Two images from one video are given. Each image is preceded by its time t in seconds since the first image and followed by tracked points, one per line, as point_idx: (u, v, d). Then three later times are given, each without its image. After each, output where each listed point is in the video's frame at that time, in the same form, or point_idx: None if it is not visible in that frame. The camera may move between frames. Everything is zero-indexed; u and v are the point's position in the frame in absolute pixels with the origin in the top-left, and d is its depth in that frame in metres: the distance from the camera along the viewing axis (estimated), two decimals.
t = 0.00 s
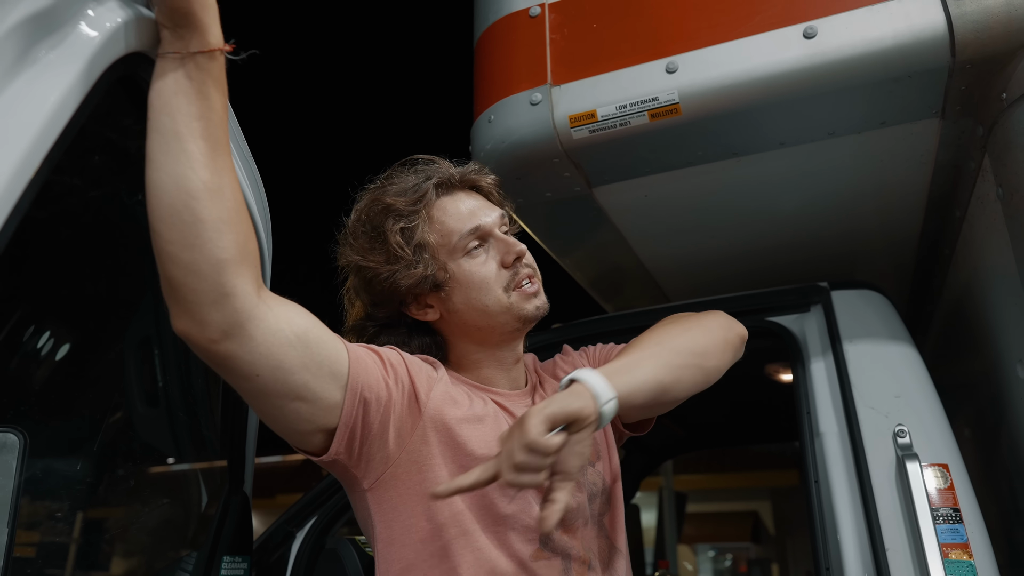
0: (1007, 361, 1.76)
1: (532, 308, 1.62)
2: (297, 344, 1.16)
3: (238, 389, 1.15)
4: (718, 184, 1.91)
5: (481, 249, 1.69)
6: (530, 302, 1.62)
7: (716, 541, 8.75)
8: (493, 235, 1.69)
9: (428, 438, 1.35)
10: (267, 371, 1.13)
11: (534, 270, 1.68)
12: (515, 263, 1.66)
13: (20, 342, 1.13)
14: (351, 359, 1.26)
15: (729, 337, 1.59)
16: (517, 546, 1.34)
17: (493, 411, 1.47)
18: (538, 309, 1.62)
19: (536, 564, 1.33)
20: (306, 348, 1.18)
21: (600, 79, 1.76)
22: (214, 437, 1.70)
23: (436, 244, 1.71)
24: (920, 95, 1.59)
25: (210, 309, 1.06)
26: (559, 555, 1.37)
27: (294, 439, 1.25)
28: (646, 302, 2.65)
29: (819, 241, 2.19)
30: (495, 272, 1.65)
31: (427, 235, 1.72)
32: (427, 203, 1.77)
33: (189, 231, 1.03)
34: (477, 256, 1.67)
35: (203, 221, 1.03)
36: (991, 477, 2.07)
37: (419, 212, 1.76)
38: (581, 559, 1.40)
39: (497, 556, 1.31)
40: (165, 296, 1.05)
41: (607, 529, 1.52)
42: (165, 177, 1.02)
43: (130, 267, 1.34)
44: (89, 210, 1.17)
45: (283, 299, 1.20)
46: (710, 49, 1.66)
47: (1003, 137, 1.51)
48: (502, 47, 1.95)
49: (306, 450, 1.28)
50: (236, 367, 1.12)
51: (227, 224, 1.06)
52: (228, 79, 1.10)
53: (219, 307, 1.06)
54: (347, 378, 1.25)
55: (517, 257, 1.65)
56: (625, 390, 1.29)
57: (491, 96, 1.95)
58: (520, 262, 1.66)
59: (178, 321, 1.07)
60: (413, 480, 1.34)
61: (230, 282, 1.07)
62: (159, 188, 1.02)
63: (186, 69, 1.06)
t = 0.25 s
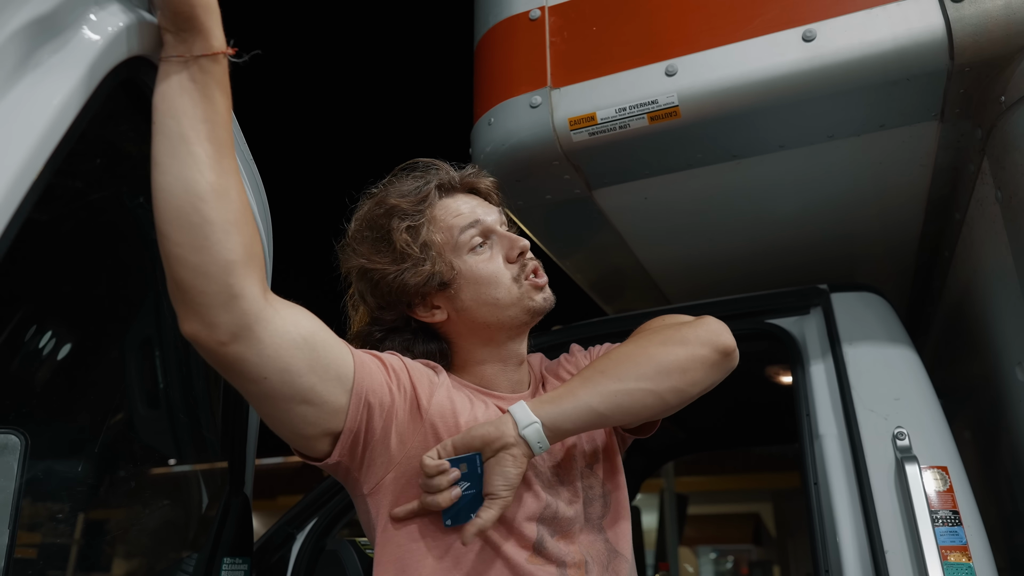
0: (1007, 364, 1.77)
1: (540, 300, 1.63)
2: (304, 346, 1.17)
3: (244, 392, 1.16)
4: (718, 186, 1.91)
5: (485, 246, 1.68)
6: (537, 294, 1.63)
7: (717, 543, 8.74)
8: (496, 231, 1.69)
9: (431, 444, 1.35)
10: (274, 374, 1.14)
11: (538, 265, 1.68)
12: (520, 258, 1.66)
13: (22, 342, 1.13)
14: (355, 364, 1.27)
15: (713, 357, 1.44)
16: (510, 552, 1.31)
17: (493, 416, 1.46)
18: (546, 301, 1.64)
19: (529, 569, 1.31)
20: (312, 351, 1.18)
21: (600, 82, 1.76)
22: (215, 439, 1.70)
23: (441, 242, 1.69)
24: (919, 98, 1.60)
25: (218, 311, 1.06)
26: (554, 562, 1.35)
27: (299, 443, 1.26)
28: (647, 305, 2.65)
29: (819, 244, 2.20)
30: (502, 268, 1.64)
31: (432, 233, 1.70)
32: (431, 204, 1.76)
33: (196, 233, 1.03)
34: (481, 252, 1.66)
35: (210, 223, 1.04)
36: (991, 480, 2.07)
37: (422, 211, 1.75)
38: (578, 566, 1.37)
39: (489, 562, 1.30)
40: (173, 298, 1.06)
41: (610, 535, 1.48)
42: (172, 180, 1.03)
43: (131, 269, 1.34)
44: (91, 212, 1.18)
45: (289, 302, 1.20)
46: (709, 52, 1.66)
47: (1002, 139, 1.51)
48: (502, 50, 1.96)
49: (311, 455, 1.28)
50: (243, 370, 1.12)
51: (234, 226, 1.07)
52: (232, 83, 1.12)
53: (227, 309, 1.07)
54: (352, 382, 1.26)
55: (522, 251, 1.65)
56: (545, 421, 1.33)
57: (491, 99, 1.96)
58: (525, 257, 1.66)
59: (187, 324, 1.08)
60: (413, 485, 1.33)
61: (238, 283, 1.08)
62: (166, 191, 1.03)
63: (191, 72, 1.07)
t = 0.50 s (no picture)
0: (1005, 366, 1.77)
1: (545, 296, 1.62)
2: (304, 349, 1.18)
3: (245, 392, 1.17)
4: (717, 188, 1.92)
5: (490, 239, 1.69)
6: (543, 290, 1.63)
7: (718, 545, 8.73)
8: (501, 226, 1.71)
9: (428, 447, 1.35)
10: (274, 376, 1.15)
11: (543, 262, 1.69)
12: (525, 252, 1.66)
13: (23, 341, 1.13)
14: (355, 368, 1.28)
15: (704, 351, 1.40)
16: (504, 556, 1.30)
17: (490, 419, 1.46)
18: (551, 298, 1.63)
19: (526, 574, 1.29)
20: (312, 353, 1.19)
21: (599, 84, 1.76)
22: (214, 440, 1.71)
23: (447, 234, 1.71)
24: (918, 101, 1.60)
25: (219, 313, 1.07)
26: (549, 567, 1.32)
27: (300, 444, 1.26)
28: (646, 307, 2.66)
29: (818, 247, 2.20)
30: (507, 260, 1.64)
31: (439, 226, 1.72)
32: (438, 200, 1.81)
33: (196, 237, 1.04)
34: (486, 244, 1.68)
35: (210, 227, 1.05)
36: (990, 483, 2.07)
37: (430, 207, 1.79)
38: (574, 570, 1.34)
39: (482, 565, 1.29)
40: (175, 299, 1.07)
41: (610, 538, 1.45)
42: (172, 184, 1.03)
43: (131, 271, 1.35)
44: (91, 214, 1.18)
45: (291, 304, 1.21)
46: (707, 55, 1.67)
47: (1000, 142, 1.52)
48: (501, 53, 1.96)
49: (311, 457, 1.29)
50: (244, 371, 1.13)
51: (234, 230, 1.07)
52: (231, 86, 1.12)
53: (228, 311, 1.08)
54: (352, 387, 1.26)
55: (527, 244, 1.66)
56: (531, 417, 1.33)
57: (490, 101, 1.96)
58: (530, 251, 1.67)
59: (190, 325, 1.09)
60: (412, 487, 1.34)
61: (238, 286, 1.08)
62: (167, 195, 1.04)
63: (189, 77, 1.07)
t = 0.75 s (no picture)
0: (1002, 368, 1.77)
1: (556, 289, 1.63)
2: (317, 346, 1.18)
3: (258, 394, 1.16)
4: (715, 190, 1.92)
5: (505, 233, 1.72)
6: (554, 283, 1.64)
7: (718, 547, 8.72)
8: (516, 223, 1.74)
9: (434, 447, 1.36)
10: (288, 374, 1.15)
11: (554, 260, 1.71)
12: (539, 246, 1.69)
13: (19, 343, 1.13)
14: (365, 367, 1.29)
15: (709, 352, 1.40)
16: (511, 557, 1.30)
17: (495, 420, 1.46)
18: (561, 292, 1.63)
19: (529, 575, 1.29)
20: (325, 351, 1.19)
21: (598, 85, 1.77)
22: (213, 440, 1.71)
23: (465, 223, 1.74)
24: (915, 102, 1.61)
25: (236, 311, 1.07)
26: (554, 568, 1.32)
27: (312, 447, 1.26)
28: (645, 308, 2.66)
29: (816, 249, 2.20)
30: (521, 251, 1.67)
31: (457, 215, 1.76)
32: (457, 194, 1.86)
33: (211, 234, 1.04)
34: (501, 236, 1.71)
35: (225, 224, 1.05)
36: (988, 484, 2.07)
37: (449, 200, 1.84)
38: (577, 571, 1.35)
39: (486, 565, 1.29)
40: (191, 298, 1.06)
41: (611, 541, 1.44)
42: (186, 182, 1.04)
43: (130, 272, 1.35)
44: (90, 215, 1.18)
45: (300, 304, 1.21)
46: (706, 56, 1.67)
47: (997, 143, 1.52)
48: (499, 54, 1.97)
49: (323, 460, 1.28)
50: (259, 371, 1.13)
51: (247, 226, 1.08)
52: (236, 84, 1.13)
53: (244, 309, 1.08)
54: (363, 387, 1.27)
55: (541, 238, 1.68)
56: (537, 419, 1.34)
57: (489, 102, 1.97)
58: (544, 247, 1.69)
59: (205, 325, 1.08)
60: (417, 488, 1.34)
61: (253, 283, 1.09)
62: (181, 194, 1.04)
63: (197, 75, 1.08)
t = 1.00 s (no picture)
0: (997, 366, 1.78)
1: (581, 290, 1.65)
2: (314, 344, 1.18)
3: (255, 391, 1.16)
4: (713, 188, 1.92)
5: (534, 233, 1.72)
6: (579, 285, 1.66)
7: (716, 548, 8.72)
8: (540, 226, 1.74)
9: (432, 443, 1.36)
10: (286, 372, 1.15)
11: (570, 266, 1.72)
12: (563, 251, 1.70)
13: (9, 349, 1.10)
14: (364, 364, 1.29)
15: (701, 341, 1.40)
16: (510, 553, 1.30)
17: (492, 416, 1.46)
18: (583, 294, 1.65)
19: (529, 571, 1.29)
20: (322, 349, 1.20)
21: (594, 85, 1.77)
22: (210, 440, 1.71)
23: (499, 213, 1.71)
24: (910, 101, 1.61)
25: (233, 309, 1.07)
26: (552, 565, 1.32)
27: (308, 445, 1.26)
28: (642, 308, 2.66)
29: (812, 248, 2.21)
30: (551, 252, 1.67)
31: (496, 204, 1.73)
32: (494, 185, 1.82)
33: (208, 232, 1.04)
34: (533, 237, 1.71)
35: (222, 222, 1.05)
36: (984, 483, 2.08)
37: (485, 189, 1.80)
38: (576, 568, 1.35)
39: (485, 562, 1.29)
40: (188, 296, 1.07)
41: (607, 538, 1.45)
42: (184, 180, 1.04)
43: (127, 271, 1.35)
44: (87, 213, 1.18)
45: (296, 301, 1.21)
46: (702, 55, 1.68)
47: (992, 141, 1.53)
48: (496, 53, 1.97)
49: (320, 457, 1.28)
50: (256, 368, 1.13)
51: (244, 224, 1.08)
52: (234, 83, 1.13)
53: (241, 307, 1.08)
54: (360, 384, 1.27)
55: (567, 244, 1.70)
56: (533, 412, 1.34)
57: (486, 102, 1.97)
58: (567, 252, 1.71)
59: (201, 323, 1.09)
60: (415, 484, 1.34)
61: (250, 281, 1.09)
62: (178, 191, 1.04)
63: (194, 73, 1.08)
